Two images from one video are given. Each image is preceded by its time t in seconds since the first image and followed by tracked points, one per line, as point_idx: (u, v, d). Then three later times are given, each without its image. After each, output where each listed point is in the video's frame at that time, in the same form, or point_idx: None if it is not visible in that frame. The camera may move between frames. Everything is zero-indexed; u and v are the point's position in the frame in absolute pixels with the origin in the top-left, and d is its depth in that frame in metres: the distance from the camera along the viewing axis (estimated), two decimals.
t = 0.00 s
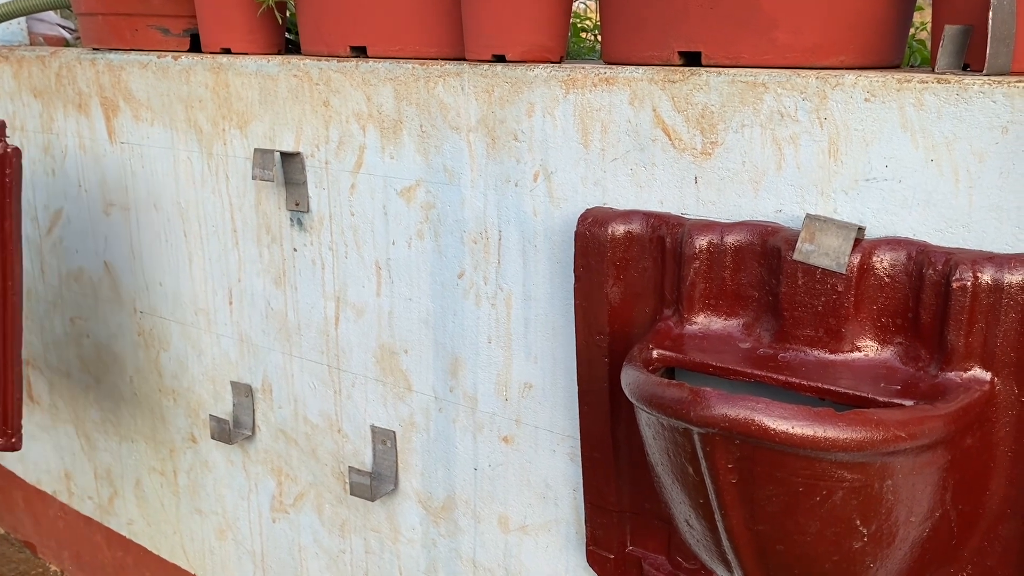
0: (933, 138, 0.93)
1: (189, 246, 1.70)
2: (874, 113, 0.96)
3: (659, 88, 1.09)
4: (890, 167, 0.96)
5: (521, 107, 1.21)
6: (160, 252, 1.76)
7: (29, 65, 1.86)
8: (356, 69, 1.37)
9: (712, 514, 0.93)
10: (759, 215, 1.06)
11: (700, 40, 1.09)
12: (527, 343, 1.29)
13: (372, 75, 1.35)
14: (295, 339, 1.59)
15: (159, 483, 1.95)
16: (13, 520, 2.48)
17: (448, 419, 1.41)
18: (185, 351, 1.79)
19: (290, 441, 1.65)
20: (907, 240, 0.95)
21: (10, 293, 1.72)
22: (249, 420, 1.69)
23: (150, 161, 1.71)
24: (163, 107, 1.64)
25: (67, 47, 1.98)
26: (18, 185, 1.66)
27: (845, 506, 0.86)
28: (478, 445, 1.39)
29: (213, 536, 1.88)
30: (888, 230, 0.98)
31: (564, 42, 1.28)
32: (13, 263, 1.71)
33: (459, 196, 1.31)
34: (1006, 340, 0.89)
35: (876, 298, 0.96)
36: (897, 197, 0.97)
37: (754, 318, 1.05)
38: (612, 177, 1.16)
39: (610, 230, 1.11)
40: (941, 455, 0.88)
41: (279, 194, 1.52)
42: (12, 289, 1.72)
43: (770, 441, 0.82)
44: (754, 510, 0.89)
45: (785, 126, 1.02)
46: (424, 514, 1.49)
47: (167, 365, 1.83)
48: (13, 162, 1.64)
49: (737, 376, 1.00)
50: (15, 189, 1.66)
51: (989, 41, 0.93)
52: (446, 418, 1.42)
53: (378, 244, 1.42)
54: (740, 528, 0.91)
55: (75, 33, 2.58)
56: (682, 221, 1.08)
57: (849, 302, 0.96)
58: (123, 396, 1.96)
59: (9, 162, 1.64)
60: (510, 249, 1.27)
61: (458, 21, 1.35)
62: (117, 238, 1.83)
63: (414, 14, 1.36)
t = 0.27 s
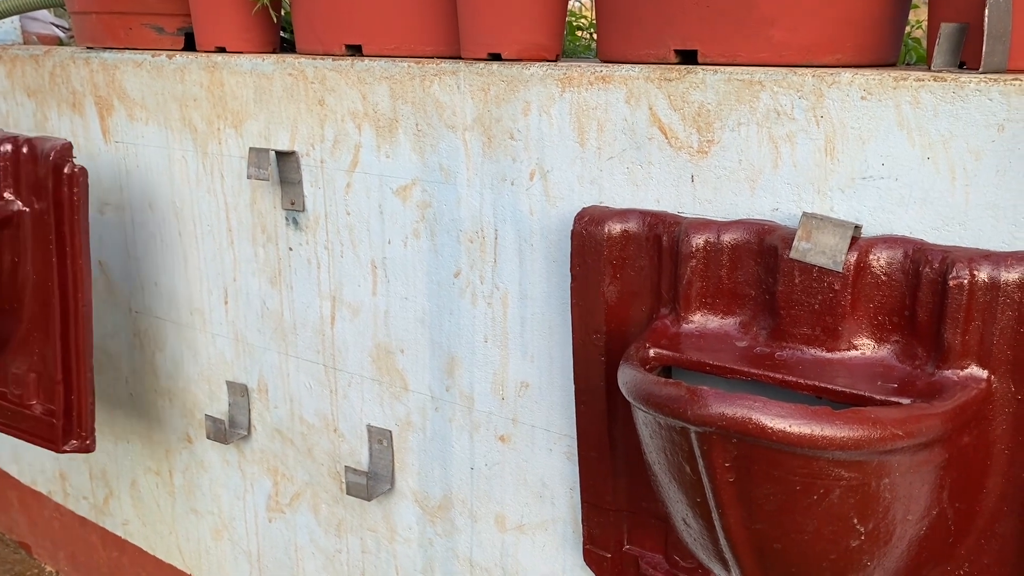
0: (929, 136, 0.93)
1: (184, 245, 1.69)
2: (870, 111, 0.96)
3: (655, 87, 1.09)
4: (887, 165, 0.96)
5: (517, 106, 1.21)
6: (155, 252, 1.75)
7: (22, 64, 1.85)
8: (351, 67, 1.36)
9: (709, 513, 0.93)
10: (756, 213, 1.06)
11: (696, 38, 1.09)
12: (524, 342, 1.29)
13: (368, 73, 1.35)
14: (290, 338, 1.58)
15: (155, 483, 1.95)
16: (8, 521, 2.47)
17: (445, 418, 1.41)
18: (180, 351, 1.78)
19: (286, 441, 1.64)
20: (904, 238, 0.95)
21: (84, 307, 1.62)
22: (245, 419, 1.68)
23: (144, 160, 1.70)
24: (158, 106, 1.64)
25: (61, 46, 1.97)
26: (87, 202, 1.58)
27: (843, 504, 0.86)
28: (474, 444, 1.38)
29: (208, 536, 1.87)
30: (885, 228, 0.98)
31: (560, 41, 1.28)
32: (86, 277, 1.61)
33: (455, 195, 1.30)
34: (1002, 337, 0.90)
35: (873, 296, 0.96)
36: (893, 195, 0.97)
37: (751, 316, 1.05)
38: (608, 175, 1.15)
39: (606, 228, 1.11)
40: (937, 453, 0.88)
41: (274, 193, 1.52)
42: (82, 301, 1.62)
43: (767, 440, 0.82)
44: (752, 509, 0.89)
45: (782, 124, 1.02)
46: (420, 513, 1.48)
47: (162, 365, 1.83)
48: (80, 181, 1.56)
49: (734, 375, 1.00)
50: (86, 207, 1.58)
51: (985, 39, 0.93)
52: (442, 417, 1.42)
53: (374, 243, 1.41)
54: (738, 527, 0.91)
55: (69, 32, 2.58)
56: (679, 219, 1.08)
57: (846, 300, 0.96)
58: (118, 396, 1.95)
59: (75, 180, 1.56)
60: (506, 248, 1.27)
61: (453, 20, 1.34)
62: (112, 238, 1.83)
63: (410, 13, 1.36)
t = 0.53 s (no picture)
0: (926, 134, 0.93)
1: (177, 245, 1.68)
2: (866, 109, 0.95)
3: (650, 85, 1.08)
4: (883, 163, 0.96)
5: (511, 105, 1.20)
6: (148, 252, 1.74)
7: (13, 63, 1.84)
8: (345, 66, 1.35)
9: (706, 513, 0.92)
10: (751, 212, 1.05)
11: (692, 35, 1.08)
12: (519, 342, 1.28)
13: (361, 72, 1.34)
14: (284, 338, 1.57)
15: (149, 484, 1.94)
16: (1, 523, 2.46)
17: (440, 418, 1.40)
18: (174, 352, 1.77)
19: (280, 442, 1.63)
20: (901, 236, 0.95)
21: (115, 318, 1.61)
22: (239, 420, 1.68)
23: (137, 160, 1.69)
24: (150, 106, 1.63)
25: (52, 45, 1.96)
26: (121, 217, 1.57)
27: (840, 505, 0.85)
28: (470, 444, 1.38)
29: (203, 537, 1.87)
30: (881, 226, 0.97)
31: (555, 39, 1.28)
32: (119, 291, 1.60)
33: (449, 195, 1.30)
34: (1000, 336, 0.89)
35: (870, 294, 0.96)
36: (890, 193, 0.96)
37: (747, 315, 1.04)
38: (603, 174, 1.15)
39: (601, 227, 1.10)
40: (935, 453, 0.87)
41: (267, 192, 1.51)
42: (114, 312, 1.61)
43: (764, 440, 0.82)
44: (748, 509, 0.88)
45: (777, 122, 1.01)
46: (416, 514, 1.48)
47: (155, 366, 1.82)
48: (117, 196, 1.55)
49: (731, 374, 1.00)
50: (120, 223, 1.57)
51: (982, 36, 0.92)
52: (438, 418, 1.41)
53: (368, 242, 1.40)
54: (735, 528, 0.90)
55: (60, 32, 2.56)
56: (675, 218, 1.07)
57: (842, 299, 0.95)
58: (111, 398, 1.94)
59: (112, 195, 1.55)
60: (501, 247, 1.26)
61: (447, 18, 1.34)
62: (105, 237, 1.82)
63: (404, 11, 1.35)
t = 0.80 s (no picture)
0: (917, 136, 0.93)
1: (169, 248, 1.68)
2: (857, 111, 0.95)
3: (642, 87, 1.08)
4: (875, 165, 0.96)
5: (503, 107, 1.20)
6: (139, 255, 1.73)
7: (3, 65, 1.83)
8: (336, 68, 1.35)
9: (698, 516, 0.92)
10: (743, 214, 1.05)
11: (683, 37, 1.08)
12: (511, 345, 1.28)
13: (352, 74, 1.33)
14: (276, 341, 1.57)
15: (141, 488, 1.93)
16: None
17: (433, 421, 1.40)
18: (166, 355, 1.76)
19: (272, 445, 1.63)
20: (892, 238, 0.95)
21: (112, 320, 1.60)
22: (232, 424, 1.67)
23: (128, 162, 1.69)
24: (140, 108, 1.62)
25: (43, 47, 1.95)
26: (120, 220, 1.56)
27: (832, 508, 0.85)
28: (463, 447, 1.37)
29: (195, 541, 1.86)
30: (873, 228, 0.97)
31: (546, 41, 1.27)
32: (116, 293, 1.59)
33: (441, 197, 1.29)
34: (991, 338, 0.89)
35: (862, 297, 0.96)
36: (881, 195, 0.96)
37: (739, 318, 1.04)
38: (595, 176, 1.15)
39: (593, 230, 1.10)
40: (927, 455, 0.87)
41: (258, 195, 1.51)
42: (112, 314, 1.59)
43: (756, 443, 0.81)
44: (741, 513, 0.88)
45: (769, 124, 1.01)
46: (409, 517, 1.47)
47: (147, 369, 1.81)
48: (117, 199, 1.55)
49: (723, 377, 0.99)
50: (119, 225, 1.56)
51: (973, 38, 0.92)
52: (430, 421, 1.40)
53: (360, 245, 1.40)
54: (727, 531, 0.90)
55: (52, 33, 2.56)
56: (667, 220, 1.07)
57: (834, 301, 0.95)
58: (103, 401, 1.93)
59: (111, 198, 1.54)
60: (493, 250, 1.26)
61: (439, 19, 1.33)
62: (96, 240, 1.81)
63: (395, 12, 1.35)
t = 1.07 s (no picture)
0: (911, 138, 0.93)
1: (163, 252, 1.67)
2: (852, 114, 0.95)
3: (637, 90, 1.08)
4: (870, 168, 0.96)
5: (498, 110, 1.20)
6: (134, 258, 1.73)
7: None
8: (330, 71, 1.35)
9: (695, 520, 0.92)
10: (738, 217, 1.05)
11: (678, 40, 1.08)
12: (507, 348, 1.28)
13: (347, 77, 1.33)
14: (271, 345, 1.56)
15: (136, 492, 1.92)
16: None
17: (429, 425, 1.40)
18: (161, 358, 1.76)
19: (268, 448, 1.62)
20: (887, 241, 0.95)
21: (129, 318, 1.59)
22: (227, 428, 1.67)
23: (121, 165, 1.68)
24: (134, 111, 1.62)
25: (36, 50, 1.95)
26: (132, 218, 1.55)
27: (829, 511, 0.85)
28: (459, 450, 1.37)
29: (190, 545, 1.85)
30: (869, 231, 0.98)
31: (541, 43, 1.27)
32: (132, 291, 1.58)
33: (437, 200, 1.29)
34: (987, 340, 0.89)
35: (857, 299, 0.96)
36: (877, 198, 0.96)
37: (735, 320, 1.04)
38: (591, 179, 1.15)
39: (589, 232, 1.10)
40: (923, 457, 0.87)
41: (253, 198, 1.50)
42: (127, 312, 1.59)
43: (753, 447, 0.81)
44: (738, 516, 0.88)
45: (764, 127, 1.01)
46: (405, 520, 1.47)
47: (142, 373, 1.80)
48: (127, 197, 1.53)
49: (719, 380, 1.00)
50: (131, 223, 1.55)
51: (967, 41, 0.92)
52: (426, 424, 1.40)
53: (355, 248, 1.40)
54: (724, 534, 0.90)
55: (45, 36, 2.55)
56: (662, 223, 1.07)
57: (829, 304, 0.95)
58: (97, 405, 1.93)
59: (122, 197, 1.53)
60: (489, 253, 1.26)
61: (433, 22, 1.33)
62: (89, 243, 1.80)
63: (390, 15, 1.35)
